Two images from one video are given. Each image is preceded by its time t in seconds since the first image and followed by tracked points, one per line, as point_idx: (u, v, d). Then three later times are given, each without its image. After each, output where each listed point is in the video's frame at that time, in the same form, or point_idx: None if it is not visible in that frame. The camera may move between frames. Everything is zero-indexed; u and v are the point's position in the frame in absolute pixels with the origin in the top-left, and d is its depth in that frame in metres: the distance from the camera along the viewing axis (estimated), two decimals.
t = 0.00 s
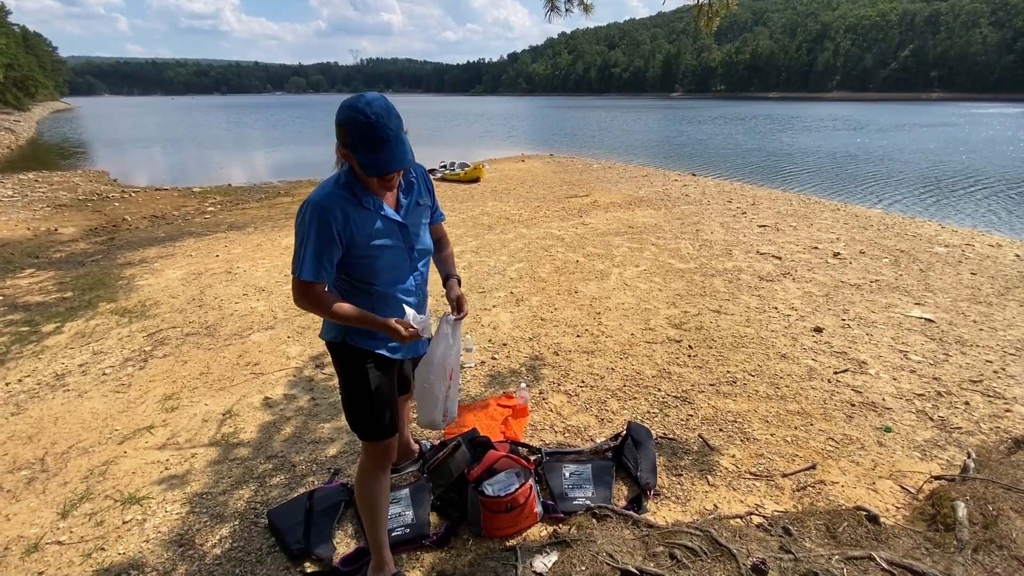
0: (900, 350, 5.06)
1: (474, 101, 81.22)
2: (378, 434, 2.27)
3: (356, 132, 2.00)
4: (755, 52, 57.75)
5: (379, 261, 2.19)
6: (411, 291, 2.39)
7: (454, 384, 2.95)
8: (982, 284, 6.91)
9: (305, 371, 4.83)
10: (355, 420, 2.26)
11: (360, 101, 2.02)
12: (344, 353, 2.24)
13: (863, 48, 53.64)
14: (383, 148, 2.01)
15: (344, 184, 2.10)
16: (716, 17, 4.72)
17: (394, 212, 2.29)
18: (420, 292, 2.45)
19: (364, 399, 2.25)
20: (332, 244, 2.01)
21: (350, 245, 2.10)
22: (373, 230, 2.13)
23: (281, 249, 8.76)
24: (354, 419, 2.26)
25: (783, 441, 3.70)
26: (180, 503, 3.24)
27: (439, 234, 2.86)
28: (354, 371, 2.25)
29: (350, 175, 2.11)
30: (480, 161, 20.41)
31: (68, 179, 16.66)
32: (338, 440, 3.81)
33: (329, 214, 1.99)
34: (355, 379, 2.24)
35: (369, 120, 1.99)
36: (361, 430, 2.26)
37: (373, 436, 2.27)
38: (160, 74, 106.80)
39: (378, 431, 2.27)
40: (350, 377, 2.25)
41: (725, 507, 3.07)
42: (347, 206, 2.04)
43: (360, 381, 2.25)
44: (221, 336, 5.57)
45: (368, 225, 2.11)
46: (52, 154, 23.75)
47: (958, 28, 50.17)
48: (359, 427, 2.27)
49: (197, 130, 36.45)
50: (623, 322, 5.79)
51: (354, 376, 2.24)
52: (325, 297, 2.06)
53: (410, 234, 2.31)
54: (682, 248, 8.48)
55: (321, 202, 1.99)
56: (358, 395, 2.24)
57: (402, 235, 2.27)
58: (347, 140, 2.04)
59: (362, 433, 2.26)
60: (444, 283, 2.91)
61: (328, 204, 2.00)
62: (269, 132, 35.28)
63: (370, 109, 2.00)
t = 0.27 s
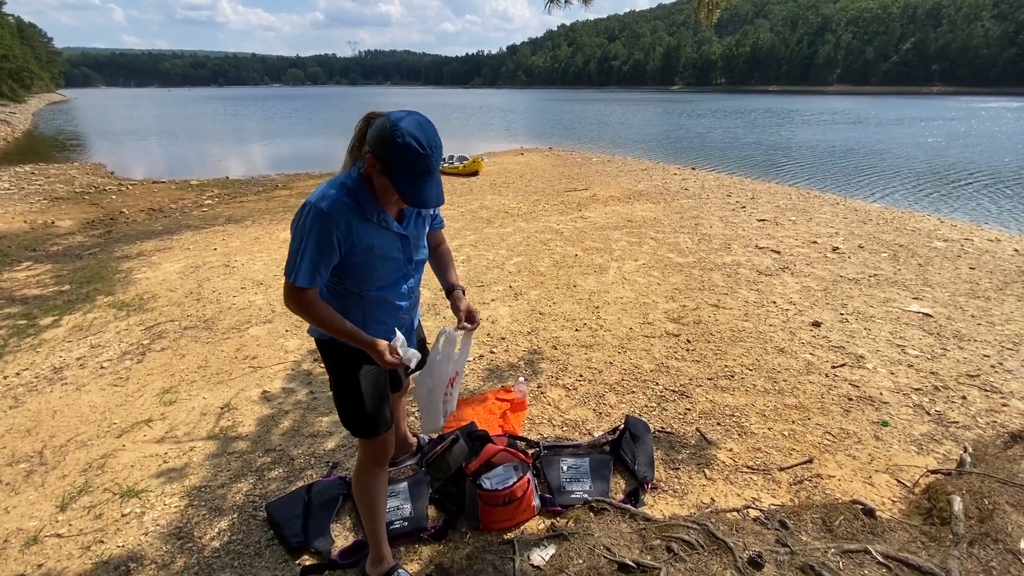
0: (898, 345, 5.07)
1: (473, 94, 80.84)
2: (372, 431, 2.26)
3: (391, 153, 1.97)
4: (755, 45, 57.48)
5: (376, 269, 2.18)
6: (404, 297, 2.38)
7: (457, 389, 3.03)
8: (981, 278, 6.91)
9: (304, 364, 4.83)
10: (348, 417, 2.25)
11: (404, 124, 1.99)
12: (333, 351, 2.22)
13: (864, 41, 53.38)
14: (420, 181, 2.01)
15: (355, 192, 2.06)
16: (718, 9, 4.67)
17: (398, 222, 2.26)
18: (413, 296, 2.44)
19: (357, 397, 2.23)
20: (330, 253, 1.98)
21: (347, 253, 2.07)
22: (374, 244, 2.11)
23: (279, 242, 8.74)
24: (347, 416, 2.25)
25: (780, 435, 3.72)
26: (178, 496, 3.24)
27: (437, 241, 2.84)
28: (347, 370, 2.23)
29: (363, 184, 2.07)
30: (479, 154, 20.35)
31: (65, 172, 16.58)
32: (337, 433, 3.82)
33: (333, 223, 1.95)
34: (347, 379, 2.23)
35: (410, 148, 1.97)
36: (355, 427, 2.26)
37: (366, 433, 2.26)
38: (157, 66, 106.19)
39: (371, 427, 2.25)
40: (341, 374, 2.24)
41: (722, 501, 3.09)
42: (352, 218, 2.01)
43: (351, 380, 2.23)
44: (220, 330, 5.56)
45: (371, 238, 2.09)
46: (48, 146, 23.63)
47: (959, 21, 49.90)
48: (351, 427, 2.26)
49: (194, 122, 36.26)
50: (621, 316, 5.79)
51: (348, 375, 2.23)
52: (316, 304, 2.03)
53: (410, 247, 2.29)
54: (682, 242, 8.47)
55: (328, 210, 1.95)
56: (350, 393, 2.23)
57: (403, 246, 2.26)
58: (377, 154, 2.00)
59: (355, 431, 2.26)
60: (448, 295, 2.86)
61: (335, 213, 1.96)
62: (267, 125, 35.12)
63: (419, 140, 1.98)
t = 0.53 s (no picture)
0: (894, 336, 5.09)
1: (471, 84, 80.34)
2: (360, 430, 2.26)
3: (423, 180, 1.96)
4: (755, 35, 57.15)
5: (376, 284, 2.18)
6: (396, 308, 2.38)
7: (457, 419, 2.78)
8: (977, 271, 6.94)
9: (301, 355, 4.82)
10: (333, 416, 2.24)
11: (442, 155, 1.98)
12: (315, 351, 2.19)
13: (864, 32, 53.10)
14: (450, 216, 2.02)
15: (371, 208, 2.05)
16: None
17: (408, 241, 2.25)
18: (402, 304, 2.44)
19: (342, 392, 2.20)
20: (333, 269, 1.98)
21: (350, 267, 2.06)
22: (379, 263, 2.12)
23: (276, 233, 8.71)
24: (333, 415, 2.23)
25: (776, 426, 3.73)
26: (176, 486, 3.25)
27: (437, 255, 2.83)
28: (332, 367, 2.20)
29: (383, 202, 2.06)
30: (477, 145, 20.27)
31: (59, 162, 16.46)
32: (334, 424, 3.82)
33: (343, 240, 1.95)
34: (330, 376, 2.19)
35: (445, 179, 1.96)
36: (342, 425, 2.25)
37: (352, 427, 2.24)
38: (151, 55, 105.23)
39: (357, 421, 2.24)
40: (324, 374, 2.19)
41: (717, 491, 3.10)
42: (363, 237, 2.01)
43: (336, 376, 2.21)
44: (216, 321, 5.55)
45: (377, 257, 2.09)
46: (43, 135, 23.44)
47: (960, 12, 49.64)
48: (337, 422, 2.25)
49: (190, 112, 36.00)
50: (618, 308, 5.80)
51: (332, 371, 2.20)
52: (314, 317, 2.02)
53: (412, 266, 2.30)
54: (680, 234, 8.47)
55: (342, 226, 1.94)
56: (334, 394, 2.20)
57: (407, 264, 2.26)
58: (408, 177, 1.97)
59: (343, 427, 2.25)
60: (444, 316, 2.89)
61: (348, 230, 1.96)
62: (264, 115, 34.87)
63: (458, 167, 1.98)
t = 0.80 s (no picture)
0: (889, 325, 5.12)
1: (468, 72, 79.71)
2: (358, 424, 2.22)
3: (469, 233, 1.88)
4: (754, 24, 56.77)
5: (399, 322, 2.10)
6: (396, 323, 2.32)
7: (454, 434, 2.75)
8: (973, 261, 6.96)
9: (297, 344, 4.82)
10: (331, 412, 2.20)
11: (486, 203, 1.90)
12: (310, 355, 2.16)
13: (864, 22, 52.79)
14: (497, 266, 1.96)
15: (411, 260, 1.92)
16: None
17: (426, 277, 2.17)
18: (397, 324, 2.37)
19: (334, 385, 2.17)
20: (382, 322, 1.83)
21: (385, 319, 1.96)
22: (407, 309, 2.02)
23: (271, 222, 8.67)
24: (331, 412, 2.20)
25: (770, 413, 3.76)
26: (172, 473, 3.26)
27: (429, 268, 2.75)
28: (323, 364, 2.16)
29: (418, 250, 1.94)
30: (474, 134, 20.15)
31: (52, 150, 16.31)
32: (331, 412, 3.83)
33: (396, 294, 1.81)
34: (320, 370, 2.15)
35: (490, 232, 1.88)
36: (339, 420, 2.22)
37: (344, 420, 2.20)
38: (144, 41, 104.01)
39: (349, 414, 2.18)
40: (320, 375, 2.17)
41: (713, 477, 3.13)
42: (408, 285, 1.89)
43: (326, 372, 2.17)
44: (212, 309, 5.53)
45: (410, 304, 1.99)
46: (35, 123, 23.19)
47: (960, 2, 49.35)
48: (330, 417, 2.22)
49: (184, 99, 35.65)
50: (615, 297, 5.81)
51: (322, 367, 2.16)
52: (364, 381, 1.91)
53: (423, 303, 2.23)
54: (677, 223, 8.46)
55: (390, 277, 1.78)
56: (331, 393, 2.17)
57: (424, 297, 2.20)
58: (448, 229, 1.89)
59: (338, 421, 2.22)
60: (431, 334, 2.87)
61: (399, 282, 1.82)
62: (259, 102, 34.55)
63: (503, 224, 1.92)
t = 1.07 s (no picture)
0: (882, 314, 5.15)
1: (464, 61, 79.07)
2: (354, 417, 2.16)
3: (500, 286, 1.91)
4: (752, 14, 56.44)
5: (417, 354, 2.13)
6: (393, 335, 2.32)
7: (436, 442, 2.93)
8: (966, 251, 7.00)
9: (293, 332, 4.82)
10: (327, 407, 2.16)
11: (506, 255, 1.88)
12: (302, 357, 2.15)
13: (862, 12, 52.57)
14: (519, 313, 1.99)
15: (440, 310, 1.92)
16: None
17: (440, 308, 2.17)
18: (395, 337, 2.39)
19: (329, 386, 2.14)
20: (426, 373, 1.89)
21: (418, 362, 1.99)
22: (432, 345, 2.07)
23: (266, 210, 8.63)
24: (326, 409, 2.16)
25: (764, 399, 3.79)
26: (168, 459, 3.26)
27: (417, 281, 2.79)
28: (326, 368, 2.14)
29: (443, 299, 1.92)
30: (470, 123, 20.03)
31: (43, 137, 16.15)
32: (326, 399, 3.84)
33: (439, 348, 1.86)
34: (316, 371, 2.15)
35: (509, 283, 1.87)
36: (335, 413, 2.17)
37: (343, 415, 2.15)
38: (136, 29, 102.75)
39: (350, 408, 2.14)
40: (312, 375, 2.16)
41: (706, 462, 3.16)
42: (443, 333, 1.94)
43: (325, 375, 2.15)
44: (207, 297, 5.52)
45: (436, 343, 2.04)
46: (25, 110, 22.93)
47: None
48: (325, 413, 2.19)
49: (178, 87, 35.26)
50: (611, 286, 5.82)
51: (325, 371, 2.14)
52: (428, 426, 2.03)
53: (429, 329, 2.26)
54: (673, 213, 8.46)
55: (430, 334, 1.82)
56: (325, 390, 2.15)
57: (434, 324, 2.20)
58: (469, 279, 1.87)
59: (334, 414, 2.17)
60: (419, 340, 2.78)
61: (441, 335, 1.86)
62: (253, 90, 34.22)
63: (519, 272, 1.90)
